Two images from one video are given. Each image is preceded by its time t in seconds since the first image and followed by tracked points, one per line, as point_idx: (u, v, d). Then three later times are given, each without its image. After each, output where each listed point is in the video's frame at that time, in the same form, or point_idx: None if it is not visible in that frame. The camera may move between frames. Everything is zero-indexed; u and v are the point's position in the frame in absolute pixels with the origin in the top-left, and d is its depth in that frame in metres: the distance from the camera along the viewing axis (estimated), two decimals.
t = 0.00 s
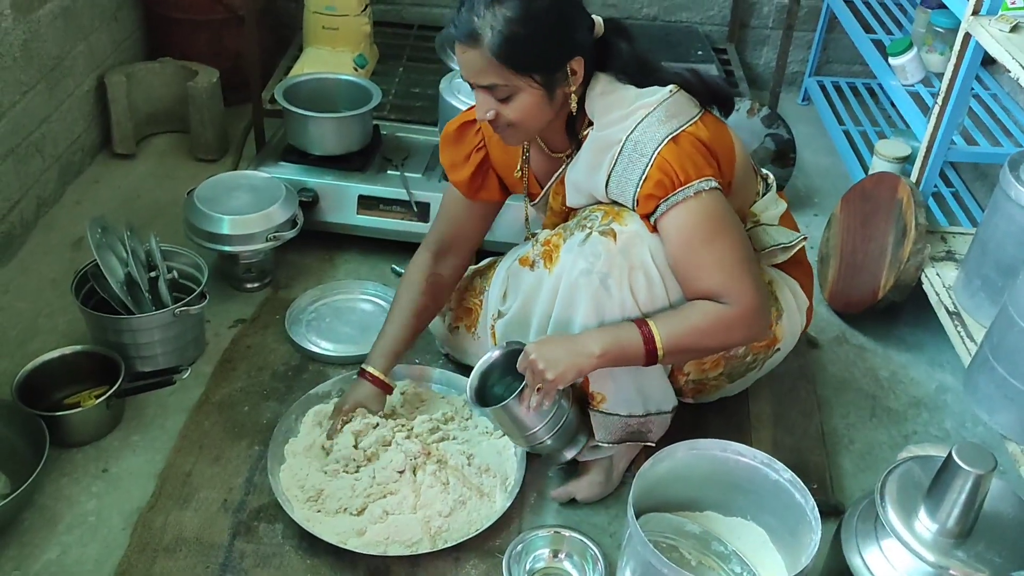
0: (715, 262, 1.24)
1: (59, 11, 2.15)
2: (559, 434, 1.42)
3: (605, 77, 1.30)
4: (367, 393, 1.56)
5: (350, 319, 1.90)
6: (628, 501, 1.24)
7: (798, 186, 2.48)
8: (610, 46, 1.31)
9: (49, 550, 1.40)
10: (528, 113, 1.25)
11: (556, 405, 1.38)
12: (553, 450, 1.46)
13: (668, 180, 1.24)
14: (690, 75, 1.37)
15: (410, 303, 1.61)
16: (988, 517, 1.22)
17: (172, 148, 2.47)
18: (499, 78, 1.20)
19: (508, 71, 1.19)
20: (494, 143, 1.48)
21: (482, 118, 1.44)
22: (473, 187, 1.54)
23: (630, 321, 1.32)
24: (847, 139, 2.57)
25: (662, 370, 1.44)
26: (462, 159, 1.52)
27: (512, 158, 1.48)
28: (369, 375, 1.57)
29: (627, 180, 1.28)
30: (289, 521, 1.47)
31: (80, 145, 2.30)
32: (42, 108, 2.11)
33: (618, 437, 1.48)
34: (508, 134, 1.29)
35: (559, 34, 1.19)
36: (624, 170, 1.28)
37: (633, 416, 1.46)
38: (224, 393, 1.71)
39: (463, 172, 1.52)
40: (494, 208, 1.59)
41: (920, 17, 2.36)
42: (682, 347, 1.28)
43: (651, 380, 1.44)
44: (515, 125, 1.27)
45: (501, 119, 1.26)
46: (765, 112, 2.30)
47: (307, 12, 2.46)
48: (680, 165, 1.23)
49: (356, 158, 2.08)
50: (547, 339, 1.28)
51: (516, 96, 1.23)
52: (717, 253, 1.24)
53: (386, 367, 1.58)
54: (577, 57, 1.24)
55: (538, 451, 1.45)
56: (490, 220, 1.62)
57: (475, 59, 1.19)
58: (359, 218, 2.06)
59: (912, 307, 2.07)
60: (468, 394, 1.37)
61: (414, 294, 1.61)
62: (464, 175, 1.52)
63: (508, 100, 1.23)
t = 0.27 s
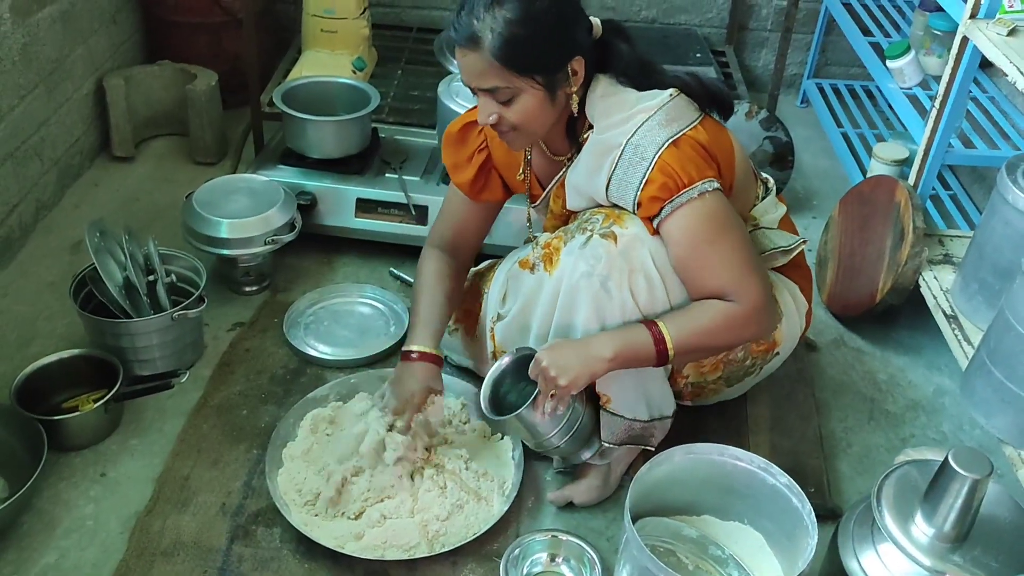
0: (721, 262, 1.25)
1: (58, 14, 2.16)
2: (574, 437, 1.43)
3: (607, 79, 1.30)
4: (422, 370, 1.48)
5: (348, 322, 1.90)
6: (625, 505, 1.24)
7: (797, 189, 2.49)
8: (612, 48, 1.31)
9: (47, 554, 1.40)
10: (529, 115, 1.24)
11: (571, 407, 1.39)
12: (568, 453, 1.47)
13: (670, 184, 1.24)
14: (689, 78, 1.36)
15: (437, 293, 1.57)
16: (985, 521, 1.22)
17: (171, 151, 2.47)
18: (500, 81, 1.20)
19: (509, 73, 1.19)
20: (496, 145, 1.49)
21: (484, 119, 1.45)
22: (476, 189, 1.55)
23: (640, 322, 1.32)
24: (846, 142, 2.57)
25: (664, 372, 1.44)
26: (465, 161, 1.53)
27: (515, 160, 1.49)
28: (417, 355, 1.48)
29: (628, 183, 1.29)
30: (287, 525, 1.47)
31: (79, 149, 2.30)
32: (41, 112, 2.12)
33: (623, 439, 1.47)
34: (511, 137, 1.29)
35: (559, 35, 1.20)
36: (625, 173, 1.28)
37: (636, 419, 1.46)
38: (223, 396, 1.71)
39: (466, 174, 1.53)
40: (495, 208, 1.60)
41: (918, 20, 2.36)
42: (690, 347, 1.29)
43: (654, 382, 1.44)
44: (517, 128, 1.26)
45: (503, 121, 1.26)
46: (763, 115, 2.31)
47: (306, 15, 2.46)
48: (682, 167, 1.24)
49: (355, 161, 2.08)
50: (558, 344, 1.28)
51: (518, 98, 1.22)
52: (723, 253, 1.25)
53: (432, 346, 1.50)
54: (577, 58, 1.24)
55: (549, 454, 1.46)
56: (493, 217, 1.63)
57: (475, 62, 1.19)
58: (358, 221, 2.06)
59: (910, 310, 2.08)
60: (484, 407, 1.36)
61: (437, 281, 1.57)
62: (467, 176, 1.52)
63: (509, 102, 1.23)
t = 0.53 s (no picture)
0: (725, 259, 1.26)
1: (58, 15, 2.16)
2: (576, 448, 1.43)
3: (596, 85, 1.31)
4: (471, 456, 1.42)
5: (347, 323, 1.91)
6: (623, 506, 1.25)
7: (795, 190, 2.49)
8: (599, 55, 1.32)
9: (47, 553, 1.41)
10: (522, 122, 1.25)
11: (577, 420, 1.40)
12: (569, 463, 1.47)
13: (670, 185, 1.25)
14: (678, 79, 1.38)
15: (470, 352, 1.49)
16: (981, 522, 1.23)
17: (170, 152, 2.47)
18: (491, 88, 1.20)
19: (500, 80, 1.19)
20: (495, 160, 1.46)
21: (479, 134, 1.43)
22: (485, 210, 1.49)
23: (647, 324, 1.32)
24: (844, 143, 2.58)
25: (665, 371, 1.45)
26: (468, 184, 1.49)
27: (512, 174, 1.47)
28: (467, 440, 1.42)
29: (627, 185, 1.29)
30: (286, 525, 1.47)
31: (79, 149, 2.31)
32: (41, 113, 2.12)
33: (627, 444, 1.49)
34: (504, 146, 1.29)
35: (548, 42, 1.20)
36: (623, 175, 1.29)
37: (641, 423, 1.47)
38: (222, 397, 1.72)
39: (472, 197, 1.48)
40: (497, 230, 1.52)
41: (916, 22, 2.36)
42: (696, 346, 1.30)
43: (656, 383, 1.44)
44: (510, 136, 1.26)
45: (495, 130, 1.26)
46: (761, 116, 2.30)
47: (306, 16, 2.47)
48: (679, 165, 1.25)
49: (353, 162, 2.08)
50: (568, 349, 1.27)
51: (509, 106, 1.23)
52: (726, 250, 1.26)
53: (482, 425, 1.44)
54: (567, 65, 1.24)
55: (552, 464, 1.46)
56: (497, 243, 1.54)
57: (465, 71, 1.20)
58: (357, 222, 2.07)
59: (908, 311, 2.08)
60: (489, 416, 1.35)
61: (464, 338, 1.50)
62: (473, 199, 1.48)
63: (501, 110, 1.23)
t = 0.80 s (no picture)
0: (721, 255, 1.26)
1: (57, 15, 2.16)
2: (576, 448, 1.44)
3: (592, 82, 1.31)
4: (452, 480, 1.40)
5: (345, 322, 1.91)
6: (620, 506, 1.25)
7: (793, 190, 2.49)
8: (593, 53, 1.32)
9: (45, 552, 1.41)
10: (517, 115, 1.25)
11: (575, 420, 1.40)
12: (569, 464, 1.47)
13: (665, 180, 1.24)
14: (674, 77, 1.38)
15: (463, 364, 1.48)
16: (977, 521, 1.23)
17: (169, 152, 2.48)
18: (487, 80, 1.20)
19: (496, 72, 1.19)
20: (497, 160, 1.45)
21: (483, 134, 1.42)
22: (490, 212, 1.48)
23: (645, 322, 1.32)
24: (842, 143, 2.58)
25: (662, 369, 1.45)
26: (471, 185, 1.47)
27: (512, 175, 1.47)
28: (452, 459, 1.40)
29: (622, 182, 1.29)
30: (283, 524, 1.48)
31: (78, 149, 2.31)
32: (40, 112, 2.12)
33: (630, 444, 1.49)
34: (499, 140, 1.29)
35: (544, 35, 1.21)
36: (619, 172, 1.29)
37: (643, 423, 1.48)
38: (220, 396, 1.72)
39: (477, 199, 1.46)
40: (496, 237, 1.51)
41: (915, 22, 2.37)
42: (693, 344, 1.30)
43: (654, 383, 1.45)
44: (505, 130, 1.27)
45: (491, 124, 1.26)
46: (760, 117, 2.30)
47: (305, 16, 2.47)
48: (675, 162, 1.25)
49: (352, 162, 2.08)
50: (565, 348, 1.27)
51: (505, 98, 1.23)
52: (722, 246, 1.26)
53: (467, 444, 1.42)
54: (562, 59, 1.25)
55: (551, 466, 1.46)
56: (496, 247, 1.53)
57: (461, 63, 1.20)
58: (355, 222, 2.07)
59: (905, 312, 2.08)
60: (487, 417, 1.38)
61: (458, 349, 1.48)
62: (479, 200, 1.46)
63: (496, 103, 1.23)
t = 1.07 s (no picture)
0: (718, 260, 1.26)
1: (57, 15, 2.16)
2: (568, 446, 1.43)
3: (596, 82, 1.31)
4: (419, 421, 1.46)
5: (345, 322, 1.91)
6: (621, 505, 1.25)
7: (794, 190, 2.49)
8: (599, 54, 1.33)
9: (44, 553, 1.41)
10: (521, 116, 1.25)
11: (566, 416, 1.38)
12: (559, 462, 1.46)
13: (664, 182, 1.24)
14: (678, 78, 1.38)
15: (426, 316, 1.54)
16: (978, 521, 1.23)
17: (169, 151, 2.47)
18: (493, 80, 1.20)
19: (502, 73, 1.19)
20: (490, 156, 1.48)
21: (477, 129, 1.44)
22: (470, 202, 1.52)
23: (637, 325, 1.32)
24: (843, 143, 2.58)
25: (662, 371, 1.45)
26: (457, 175, 1.50)
27: (509, 170, 1.49)
28: (416, 394, 1.46)
29: (622, 182, 1.29)
30: (283, 524, 1.47)
31: (78, 149, 2.31)
32: (40, 112, 2.12)
33: (625, 443, 1.49)
34: (504, 141, 1.29)
35: (550, 36, 1.21)
36: (621, 172, 1.28)
37: (637, 422, 1.47)
38: (219, 396, 1.72)
39: (461, 188, 1.50)
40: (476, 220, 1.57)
41: (915, 22, 2.37)
42: (688, 347, 1.31)
43: (652, 385, 1.44)
44: (510, 131, 1.26)
45: (496, 125, 1.26)
46: (760, 116, 2.30)
47: (305, 15, 2.47)
48: (676, 164, 1.24)
49: (352, 162, 2.08)
50: (558, 348, 1.29)
51: (510, 99, 1.23)
52: (720, 251, 1.26)
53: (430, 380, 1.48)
54: (567, 59, 1.25)
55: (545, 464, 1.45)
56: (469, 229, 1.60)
57: (466, 63, 1.20)
58: (355, 221, 2.07)
59: (906, 311, 2.08)
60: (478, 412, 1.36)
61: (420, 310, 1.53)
62: (462, 190, 1.50)
63: (502, 103, 1.23)
